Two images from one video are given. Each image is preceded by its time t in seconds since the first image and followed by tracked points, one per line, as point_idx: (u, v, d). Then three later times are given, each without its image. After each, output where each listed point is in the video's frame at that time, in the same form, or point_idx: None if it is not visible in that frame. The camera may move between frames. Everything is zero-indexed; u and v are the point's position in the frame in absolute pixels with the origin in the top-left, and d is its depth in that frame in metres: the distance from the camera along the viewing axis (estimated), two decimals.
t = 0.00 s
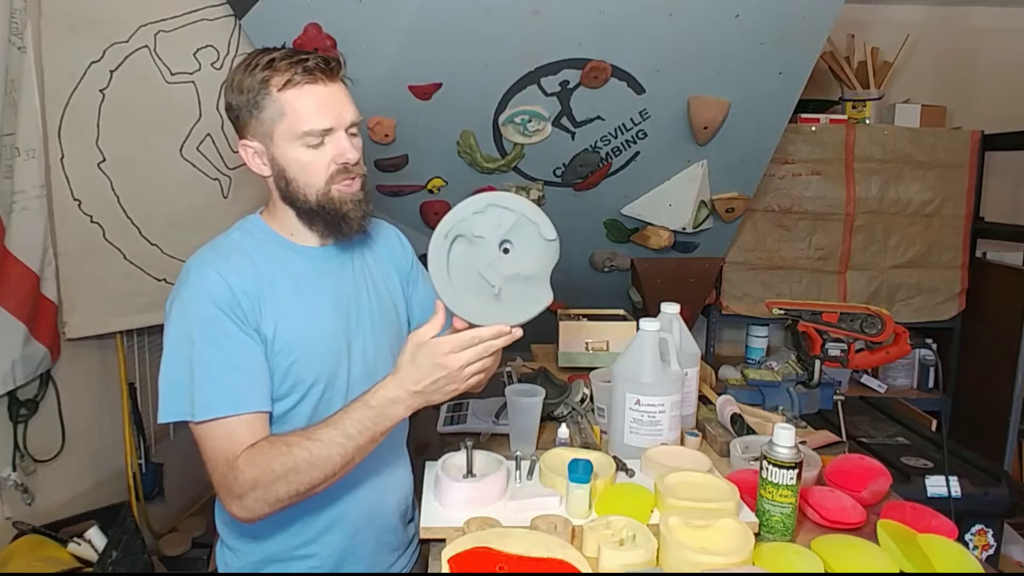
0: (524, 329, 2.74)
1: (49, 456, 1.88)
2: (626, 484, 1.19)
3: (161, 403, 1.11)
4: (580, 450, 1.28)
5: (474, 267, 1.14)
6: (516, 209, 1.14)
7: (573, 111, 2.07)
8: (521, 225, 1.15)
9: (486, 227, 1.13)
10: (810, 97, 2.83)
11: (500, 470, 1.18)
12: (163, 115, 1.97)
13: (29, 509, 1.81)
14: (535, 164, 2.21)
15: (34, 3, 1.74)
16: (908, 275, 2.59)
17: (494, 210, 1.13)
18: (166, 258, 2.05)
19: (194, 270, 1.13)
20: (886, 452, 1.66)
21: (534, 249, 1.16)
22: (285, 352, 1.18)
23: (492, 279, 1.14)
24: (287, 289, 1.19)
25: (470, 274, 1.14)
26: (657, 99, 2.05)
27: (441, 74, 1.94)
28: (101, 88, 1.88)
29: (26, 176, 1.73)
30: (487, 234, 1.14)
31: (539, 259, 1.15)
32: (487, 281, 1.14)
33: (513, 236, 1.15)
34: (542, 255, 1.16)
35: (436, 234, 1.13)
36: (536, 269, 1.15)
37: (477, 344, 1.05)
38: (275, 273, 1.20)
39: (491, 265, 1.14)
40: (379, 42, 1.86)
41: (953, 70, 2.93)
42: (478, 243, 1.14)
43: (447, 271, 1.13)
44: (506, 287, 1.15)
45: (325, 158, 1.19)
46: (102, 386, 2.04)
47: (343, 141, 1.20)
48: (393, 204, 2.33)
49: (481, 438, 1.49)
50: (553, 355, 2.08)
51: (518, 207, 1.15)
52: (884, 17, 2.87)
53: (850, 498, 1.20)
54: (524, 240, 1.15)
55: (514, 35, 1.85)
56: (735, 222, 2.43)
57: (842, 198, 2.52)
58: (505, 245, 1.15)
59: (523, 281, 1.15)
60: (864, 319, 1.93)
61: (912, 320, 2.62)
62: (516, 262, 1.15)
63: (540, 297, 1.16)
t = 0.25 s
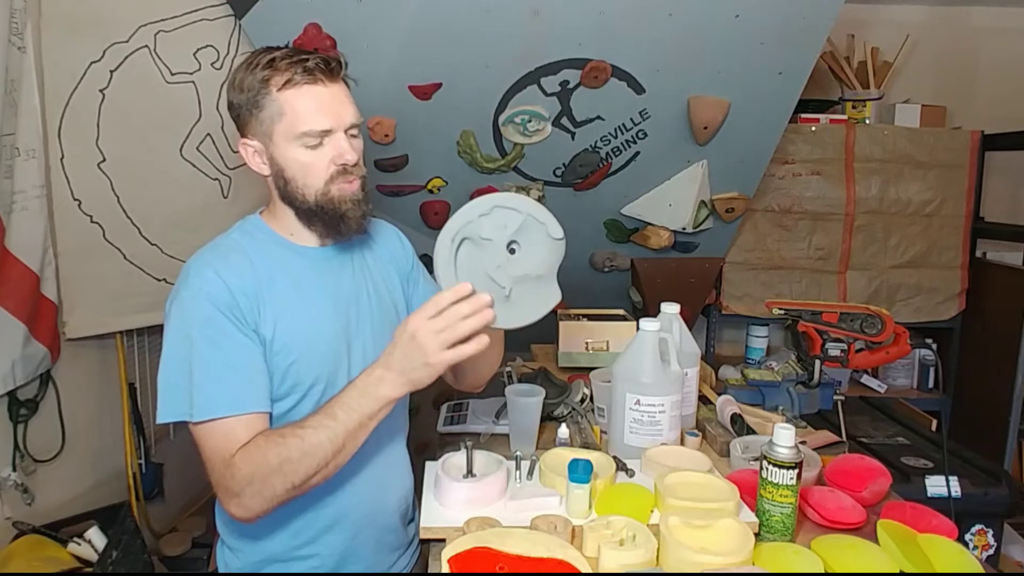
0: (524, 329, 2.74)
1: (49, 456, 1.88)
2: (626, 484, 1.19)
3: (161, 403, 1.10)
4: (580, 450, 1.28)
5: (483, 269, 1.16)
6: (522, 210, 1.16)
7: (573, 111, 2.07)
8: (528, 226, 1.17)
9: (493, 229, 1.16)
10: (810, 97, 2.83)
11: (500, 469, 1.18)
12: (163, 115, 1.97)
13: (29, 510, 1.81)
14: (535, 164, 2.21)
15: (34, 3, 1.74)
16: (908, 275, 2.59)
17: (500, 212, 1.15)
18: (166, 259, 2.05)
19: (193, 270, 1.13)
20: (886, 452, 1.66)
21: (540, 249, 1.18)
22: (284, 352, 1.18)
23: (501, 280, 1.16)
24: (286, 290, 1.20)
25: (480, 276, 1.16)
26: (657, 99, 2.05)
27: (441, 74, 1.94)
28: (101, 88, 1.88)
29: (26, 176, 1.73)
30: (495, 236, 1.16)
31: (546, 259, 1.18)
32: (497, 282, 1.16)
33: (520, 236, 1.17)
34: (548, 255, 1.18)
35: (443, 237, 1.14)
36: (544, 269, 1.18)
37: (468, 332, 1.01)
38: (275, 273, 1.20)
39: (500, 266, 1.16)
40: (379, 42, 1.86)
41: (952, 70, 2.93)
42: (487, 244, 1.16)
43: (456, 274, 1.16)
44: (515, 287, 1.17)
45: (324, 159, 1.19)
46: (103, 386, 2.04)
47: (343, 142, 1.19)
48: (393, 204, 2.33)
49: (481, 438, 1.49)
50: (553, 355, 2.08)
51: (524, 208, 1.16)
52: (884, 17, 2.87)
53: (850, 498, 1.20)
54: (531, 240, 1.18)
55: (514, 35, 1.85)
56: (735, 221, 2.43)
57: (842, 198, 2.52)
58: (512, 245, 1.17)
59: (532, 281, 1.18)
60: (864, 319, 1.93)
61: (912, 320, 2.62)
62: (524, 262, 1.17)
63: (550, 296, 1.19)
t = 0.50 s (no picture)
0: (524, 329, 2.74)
1: (49, 456, 1.88)
2: (626, 484, 1.19)
3: (162, 403, 1.10)
4: (580, 450, 1.28)
5: (486, 273, 1.15)
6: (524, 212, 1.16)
7: (573, 111, 2.07)
8: (531, 228, 1.17)
9: (495, 232, 1.15)
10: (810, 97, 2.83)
11: (500, 469, 1.18)
12: (163, 115, 1.97)
13: (29, 510, 1.81)
14: (535, 164, 2.21)
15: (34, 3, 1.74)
16: (908, 275, 2.59)
17: (502, 215, 1.15)
18: (166, 258, 2.05)
19: (193, 270, 1.13)
20: (886, 452, 1.66)
21: (542, 251, 1.18)
22: (284, 352, 1.18)
23: (504, 284, 1.16)
24: (285, 290, 1.20)
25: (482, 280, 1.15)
26: (657, 99, 2.05)
27: (441, 74, 1.94)
28: (101, 88, 1.88)
29: (26, 176, 1.73)
30: (498, 239, 1.15)
31: (548, 262, 1.18)
32: (499, 286, 1.16)
33: (524, 239, 1.17)
34: (550, 257, 1.18)
35: (445, 240, 1.14)
36: (547, 272, 1.18)
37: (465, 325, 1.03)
38: (274, 273, 1.20)
39: (503, 270, 1.16)
40: (379, 42, 1.86)
41: (953, 70, 2.93)
42: (489, 248, 1.15)
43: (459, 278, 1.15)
44: (518, 291, 1.17)
45: (321, 160, 1.19)
46: (103, 386, 2.04)
47: (341, 144, 1.19)
48: (393, 204, 2.33)
49: (481, 438, 1.49)
50: (553, 355, 2.08)
51: (526, 212, 1.16)
52: (884, 17, 2.87)
53: (850, 498, 1.20)
54: (533, 243, 1.18)
55: (514, 35, 1.85)
56: (735, 221, 2.43)
57: (842, 198, 2.52)
58: (514, 249, 1.17)
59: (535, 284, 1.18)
60: (864, 319, 1.93)
61: (912, 320, 2.62)
62: (526, 265, 1.17)
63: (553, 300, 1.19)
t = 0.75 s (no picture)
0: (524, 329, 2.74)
1: (49, 456, 1.88)
2: (626, 484, 1.19)
3: (161, 403, 1.10)
4: (580, 450, 1.28)
5: (482, 276, 1.16)
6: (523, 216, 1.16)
7: (573, 111, 2.07)
8: (529, 232, 1.17)
9: (493, 235, 1.15)
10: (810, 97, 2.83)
11: (500, 469, 1.18)
12: (163, 115, 1.97)
13: (29, 509, 1.81)
14: (535, 164, 2.21)
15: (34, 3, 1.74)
16: (908, 275, 2.59)
17: (500, 218, 1.15)
18: (166, 258, 2.05)
19: (191, 271, 1.13)
20: (886, 452, 1.66)
21: (540, 255, 1.18)
22: (283, 351, 1.18)
23: (500, 287, 1.16)
24: (284, 290, 1.20)
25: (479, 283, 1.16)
26: (657, 99, 2.05)
27: (441, 74, 1.94)
28: (101, 88, 1.88)
29: (26, 176, 1.73)
30: (496, 242, 1.15)
31: (545, 265, 1.18)
32: (495, 289, 1.16)
33: (522, 242, 1.17)
34: (548, 261, 1.18)
35: (443, 242, 1.13)
36: (544, 275, 1.18)
37: (465, 324, 1.03)
38: (272, 273, 1.20)
39: (499, 273, 1.16)
40: (379, 42, 1.86)
41: (953, 70, 2.93)
42: (486, 251, 1.16)
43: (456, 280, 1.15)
44: (515, 294, 1.17)
45: (303, 154, 1.19)
46: (103, 386, 2.04)
47: (324, 140, 1.18)
48: (393, 204, 2.33)
49: (481, 438, 1.49)
50: (553, 355, 2.08)
51: (525, 215, 1.16)
52: (884, 17, 2.87)
53: (850, 498, 1.20)
54: (530, 246, 1.18)
55: (514, 35, 1.85)
56: (735, 221, 2.43)
57: (842, 198, 2.52)
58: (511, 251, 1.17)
59: (533, 288, 1.18)
60: (863, 319, 1.93)
61: (912, 320, 2.62)
62: (523, 268, 1.17)
63: (550, 305, 1.19)
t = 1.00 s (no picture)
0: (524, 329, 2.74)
1: (49, 457, 1.88)
2: (626, 484, 1.19)
3: (157, 400, 1.10)
4: (580, 450, 1.28)
5: (478, 274, 1.16)
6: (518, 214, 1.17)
7: (573, 111, 2.07)
8: (525, 231, 1.17)
9: (489, 233, 1.16)
10: (810, 97, 2.83)
11: (500, 469, 1.18)
12: (163, 115, 1.97)
13: (29, 510, 1.81)
14: (535, 164, 2.21)
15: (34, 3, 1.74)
16: (908, 275, 2.59)
17: (496, 216, 1.15)
18: (166, 259, 2.05)
19: (189, 269, 1.13)
20: (886, 452, 1.66)
21: (536, 253, 1.18)
22: (280, 351, 1.18)
23: (496, 285, 1.16)
24: (282, 289, 1.20)
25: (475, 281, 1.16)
26: (657, 99, 2.05)
27: (441, 74, 1.94)
28: (101, 88, 1.87)
29: (26, 176, 1.73)
30: (491, 241, 1.16)
31: (541, 263, 1.18)
32: (491, 287, 1.16)
33: (517, 241, 1.18)
34: (544, 260, 1.18)
35: (439, 241, 1.13)
36: (539, 274, 1.18)
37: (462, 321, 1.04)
38: (270, 272, 1.20)
39: (495, 271, 1.16)
40: (379, 42, 1.86)
41: (953, 70, 2.93)
42: (482, 248, 1.16)
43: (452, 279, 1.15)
44: (511, 293, 1.18)
45: (304, 152, 1.19)
46: (103, 386, 2.04)
47: (327, 139, 1.19)
48: (393, 204, 2.33)
49: (481, 438, 1.49)
50: (553, 355, 2.08)
51: (520, 213, 1.16)
52: (884, 17, 2.87)
53: (850, 498, 1.20)
54: (525, 244, 1.18)
55: (514, 35, 1.85)
56: (735, 221, 2.43)
57: (842, 198, 2.52)
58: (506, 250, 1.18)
59: (529, 287, 1.18)
60: (863, 319, 1.93)
61: (912, 320, 2.62)
62: (519, 266, 1.18)
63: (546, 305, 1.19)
